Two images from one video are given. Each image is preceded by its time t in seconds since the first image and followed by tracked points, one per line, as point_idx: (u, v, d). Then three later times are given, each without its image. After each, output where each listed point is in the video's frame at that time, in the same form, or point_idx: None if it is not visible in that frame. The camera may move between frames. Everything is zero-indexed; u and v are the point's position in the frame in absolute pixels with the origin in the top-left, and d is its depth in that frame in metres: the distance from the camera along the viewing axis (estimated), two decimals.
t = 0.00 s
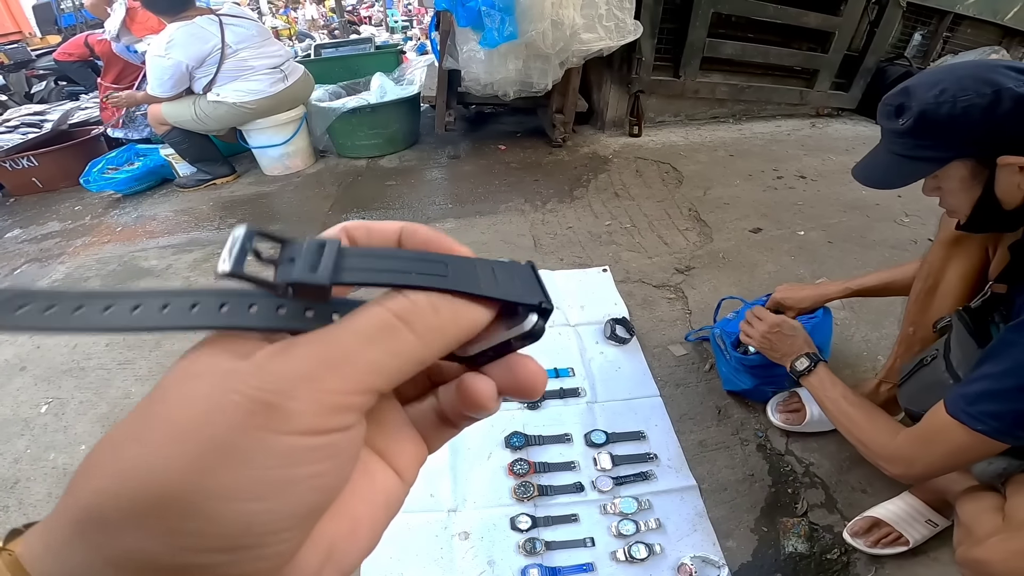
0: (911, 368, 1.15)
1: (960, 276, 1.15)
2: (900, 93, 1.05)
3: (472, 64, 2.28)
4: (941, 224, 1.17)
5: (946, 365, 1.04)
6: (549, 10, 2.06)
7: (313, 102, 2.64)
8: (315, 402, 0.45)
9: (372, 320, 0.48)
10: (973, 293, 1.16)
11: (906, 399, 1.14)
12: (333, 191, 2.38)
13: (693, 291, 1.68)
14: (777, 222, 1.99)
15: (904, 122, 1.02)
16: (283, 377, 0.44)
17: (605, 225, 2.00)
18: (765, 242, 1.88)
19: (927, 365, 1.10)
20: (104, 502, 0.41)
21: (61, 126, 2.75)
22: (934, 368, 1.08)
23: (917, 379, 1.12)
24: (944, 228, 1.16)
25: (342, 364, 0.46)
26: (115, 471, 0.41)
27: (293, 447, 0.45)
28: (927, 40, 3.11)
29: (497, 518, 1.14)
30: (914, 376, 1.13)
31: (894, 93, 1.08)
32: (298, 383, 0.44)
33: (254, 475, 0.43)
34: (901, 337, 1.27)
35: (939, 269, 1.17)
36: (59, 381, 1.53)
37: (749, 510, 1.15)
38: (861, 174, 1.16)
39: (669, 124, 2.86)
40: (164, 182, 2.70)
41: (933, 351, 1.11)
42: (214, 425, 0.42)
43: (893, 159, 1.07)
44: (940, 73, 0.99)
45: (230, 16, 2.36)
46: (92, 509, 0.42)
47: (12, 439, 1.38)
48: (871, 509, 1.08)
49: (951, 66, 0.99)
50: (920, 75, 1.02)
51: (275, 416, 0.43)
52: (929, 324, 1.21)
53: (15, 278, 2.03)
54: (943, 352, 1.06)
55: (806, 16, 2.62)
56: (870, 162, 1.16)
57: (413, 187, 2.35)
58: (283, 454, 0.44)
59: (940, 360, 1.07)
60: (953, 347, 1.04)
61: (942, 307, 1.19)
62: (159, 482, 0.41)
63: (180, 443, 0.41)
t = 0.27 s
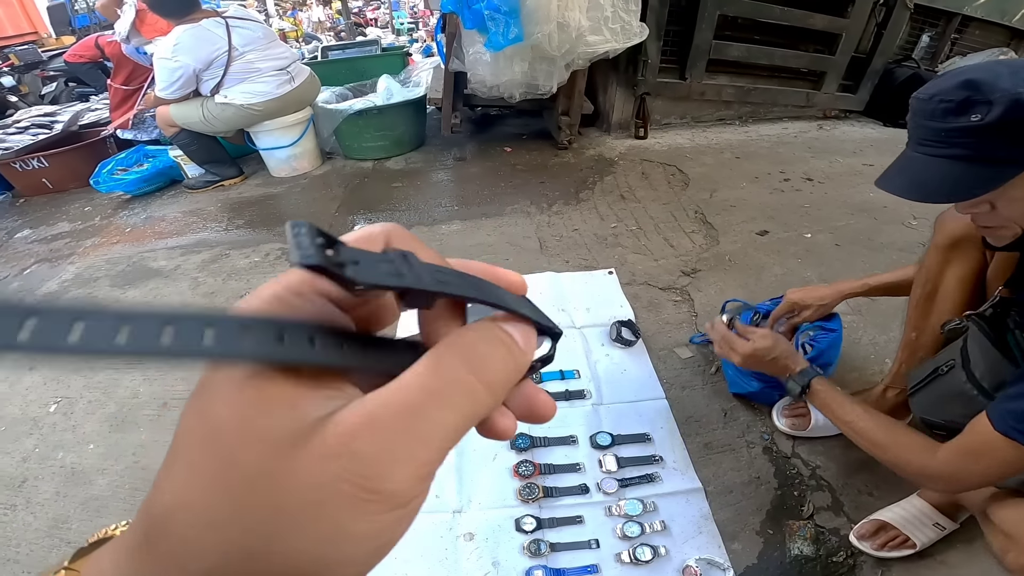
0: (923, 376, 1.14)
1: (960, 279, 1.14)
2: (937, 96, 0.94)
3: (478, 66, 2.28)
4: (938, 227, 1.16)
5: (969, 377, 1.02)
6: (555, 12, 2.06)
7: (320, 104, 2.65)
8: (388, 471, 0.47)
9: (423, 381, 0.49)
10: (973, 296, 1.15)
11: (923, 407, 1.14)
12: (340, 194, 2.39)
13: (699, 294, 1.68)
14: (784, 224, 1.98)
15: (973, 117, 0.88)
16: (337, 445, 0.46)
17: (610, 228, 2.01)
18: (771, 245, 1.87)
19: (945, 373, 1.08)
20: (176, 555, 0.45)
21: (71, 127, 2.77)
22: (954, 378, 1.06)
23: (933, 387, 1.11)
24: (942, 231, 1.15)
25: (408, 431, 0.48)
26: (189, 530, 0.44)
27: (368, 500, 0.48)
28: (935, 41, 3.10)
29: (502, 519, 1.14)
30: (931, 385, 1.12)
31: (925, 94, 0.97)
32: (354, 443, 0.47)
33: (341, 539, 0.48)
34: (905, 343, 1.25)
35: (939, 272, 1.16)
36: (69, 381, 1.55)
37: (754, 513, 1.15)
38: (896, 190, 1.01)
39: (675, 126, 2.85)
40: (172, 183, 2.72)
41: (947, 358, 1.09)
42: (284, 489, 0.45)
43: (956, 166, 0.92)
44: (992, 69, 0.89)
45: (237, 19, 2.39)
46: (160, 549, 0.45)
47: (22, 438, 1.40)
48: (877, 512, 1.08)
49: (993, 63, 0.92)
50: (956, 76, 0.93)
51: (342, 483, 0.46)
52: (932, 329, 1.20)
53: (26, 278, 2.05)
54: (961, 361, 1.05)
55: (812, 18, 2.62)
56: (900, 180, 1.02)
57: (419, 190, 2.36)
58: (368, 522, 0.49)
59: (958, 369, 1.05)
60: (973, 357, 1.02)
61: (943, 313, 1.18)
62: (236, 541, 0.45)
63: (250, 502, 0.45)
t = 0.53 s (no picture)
0: (939, 390, 1.11)
1: (958, 287, 1.14)
2: (939, 113, 0.94)
3: (487, 73, 2.30)
4: (926, 234, 1.17)
5: (989, 391, 1.00)
6: (561, 19, 2.08)
7: (330, 111, 2.68)
8: (417, 508, 0.49)
9: (466, 418, 0.49)
10: (970, 303, 1.15)
11: (940, 421, 1.12)
12: (350, 200, 2.41)
13: (708, 299, 1.68)
14: (793, 229, 1.98)
15: (978, 132, 0.89)
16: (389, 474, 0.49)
17: (618, 233, 2.01)
18: (780, 250, 1.87)
19: (961, 388, 1.06)
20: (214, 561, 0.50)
21: (87, 134, 2.81)
22: (972, 393, 1.03)
23: (950, 401, 1.09)
24: (933, 239, 1.16)
25: (434, 473, 0.49)
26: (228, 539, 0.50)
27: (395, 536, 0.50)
28: (943, 45, 3.10)
29: (510, 523, 1.15)
30: (947, 399, 1.09)
31: (925, 108, 0.97)
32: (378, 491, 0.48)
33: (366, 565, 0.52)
34: (906, 353, 1.23)
35: (935, 280, 1.16)
36: (85, 385, 1.57)
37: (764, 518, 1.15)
38: (902, 211, 1.00)
39: (683, 132, 2.86)
40: (185, 189, 2.75)
41: (958, 371, 1.07)
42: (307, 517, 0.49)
43: (960, 184, 0.93)
44: (990, 82, 0.90)
45: (248, 27, 2.45)
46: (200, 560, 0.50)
47: (40, 441, 1.42)
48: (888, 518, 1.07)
49: (991, 74, 0.93)
50: (958, 89, 0.93)
51: (374, 518, 0.49)
52: (935, 337, 1.18)
53: (43, 284, 2.09)
54: (977, 375, 1.02)
55: (819, 22, 2.62)
56: (901, 198, 1.02)
57: (428, 196, 2.38)
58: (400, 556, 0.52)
59: (976, 383, 1.03)
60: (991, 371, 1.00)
61: (944, 321, 1.17)
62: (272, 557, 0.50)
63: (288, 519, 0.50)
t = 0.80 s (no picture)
0: (963, 369, 1.07)
1: (977, 259, 1.11)
2: (957, 84, 0.95)
3: (485, 53, 2.25)
4: (940, 207, 1.13)
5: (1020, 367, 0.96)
6: None
7: (330, 98, 2.66)
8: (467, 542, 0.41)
9: (520, 443, 0.40)
10: (990, 274, 1.12)
11: (968, 402, 1.07)
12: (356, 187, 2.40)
13: (722, 273, 1.65)
14: (807, 200, 1.94)
15: (999, 104, 0.90)
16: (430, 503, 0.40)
17: (628, 209, 1.98)
18: (795, 221, 1.83)
19: (989, 366, 1.02)
20: None
21: (89, 133, 2.80)
22: (1002, 370, 0.99)
23: (976, 379, 1.05)
24: (948, 210, 1.12)
25: (476, 505, 0.40)
26: None
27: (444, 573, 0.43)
28: (954, 15, 3.03)
29: (529, 506, 1.14)
30: (974, 377, 1.05)
31: (942, 79, 0.98)
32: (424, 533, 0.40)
33: None
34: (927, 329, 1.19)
35: (951, 254, 1.13)
36: (105, 382, 1.58)
37: (787, 496, 1.14)
38: (921, 180, 1.01)
39: (690, 105, 2.80)
40: (191, 183, 2.74)
41: (984, 349, 1.03)
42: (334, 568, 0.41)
43: (980, 156, 0.94)
44: (1009, 53, 0.91)
45: (240, 18, 2.39)
46: None
47: (64, 439, 1.44)
48: (917, 495, 1.05)
49: (1009, 43, 0.93)
50: (977, 59, 0.93)
51: (422, 564, 0.41)
52: (955, 313, 1.15)
53: (57, 283, 2.10)
54: (1007, 352, 0.98)
55: None
56: (916, 169, 1.04)
57: (434, 179, 2.36)
58: None
59: (1005, 361, 0.99)
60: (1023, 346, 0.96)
61: (963, 294, 1.14)
62: None
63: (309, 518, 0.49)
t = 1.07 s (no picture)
0: (960, 354, 1.07)
1: (983, 244, 1.12)
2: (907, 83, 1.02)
3: (482, 48, 2.24)
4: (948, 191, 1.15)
5: (1011, 352, 0.97)
6: None
7: (327, 96, 2.65)
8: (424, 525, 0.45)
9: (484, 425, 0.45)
10: (998, 260, 1.12)
11: (966, 387, 1.07)
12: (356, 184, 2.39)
13: (724, 263, 1.66)
14: (809, 188, 1.94)
15: (932, 104, 0.97)
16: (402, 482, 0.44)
17: (628, 200, 1.98)
18: (797, 210, 1.83)
19: (983, 351, 1.02)
20: None
21: (87, 135, 2.80)
22: (995, 355, 1.00)
23: (972, 365, 1.05)
24: (955, 195, 1.14)
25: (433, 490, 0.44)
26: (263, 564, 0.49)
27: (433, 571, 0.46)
28: (954, 3, 3.01)
29: (534, 500, 1.15)
30: (969, 362, 1.05)
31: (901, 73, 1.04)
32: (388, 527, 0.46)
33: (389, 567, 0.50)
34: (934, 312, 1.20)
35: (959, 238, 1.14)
36: (113, 383, 1.59)
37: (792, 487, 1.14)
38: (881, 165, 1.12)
39: (689, 96, 2.79)
40: (191, 183, 2.75)
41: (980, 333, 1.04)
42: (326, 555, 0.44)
43: (927, 148, 1.02)
44: (953, 49, 0.96)
45: (234, 17, 2.38)
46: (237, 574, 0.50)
47: (74, 440, 1.45)
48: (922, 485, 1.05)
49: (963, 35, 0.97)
50: (924, 57, 0.99)
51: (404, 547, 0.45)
52: (961, 297, 1.16)
53: (61, 286, 2.10)
54: (999, 336, 0.99)
55: None
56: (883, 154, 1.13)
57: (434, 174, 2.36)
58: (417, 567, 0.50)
59: (998, 345, 0.99)
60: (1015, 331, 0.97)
61: (970, 278, 1.14)
62: None
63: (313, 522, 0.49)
